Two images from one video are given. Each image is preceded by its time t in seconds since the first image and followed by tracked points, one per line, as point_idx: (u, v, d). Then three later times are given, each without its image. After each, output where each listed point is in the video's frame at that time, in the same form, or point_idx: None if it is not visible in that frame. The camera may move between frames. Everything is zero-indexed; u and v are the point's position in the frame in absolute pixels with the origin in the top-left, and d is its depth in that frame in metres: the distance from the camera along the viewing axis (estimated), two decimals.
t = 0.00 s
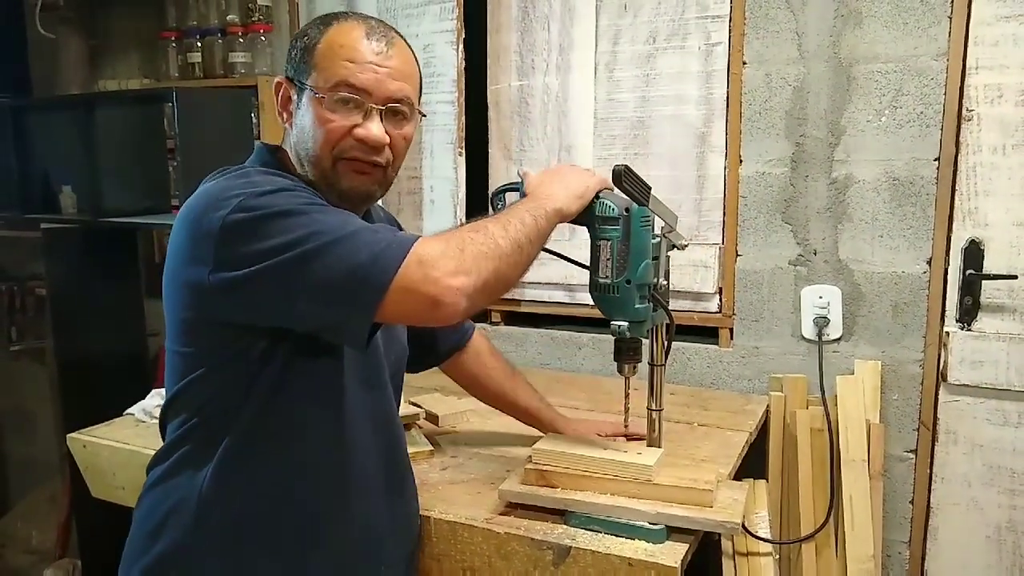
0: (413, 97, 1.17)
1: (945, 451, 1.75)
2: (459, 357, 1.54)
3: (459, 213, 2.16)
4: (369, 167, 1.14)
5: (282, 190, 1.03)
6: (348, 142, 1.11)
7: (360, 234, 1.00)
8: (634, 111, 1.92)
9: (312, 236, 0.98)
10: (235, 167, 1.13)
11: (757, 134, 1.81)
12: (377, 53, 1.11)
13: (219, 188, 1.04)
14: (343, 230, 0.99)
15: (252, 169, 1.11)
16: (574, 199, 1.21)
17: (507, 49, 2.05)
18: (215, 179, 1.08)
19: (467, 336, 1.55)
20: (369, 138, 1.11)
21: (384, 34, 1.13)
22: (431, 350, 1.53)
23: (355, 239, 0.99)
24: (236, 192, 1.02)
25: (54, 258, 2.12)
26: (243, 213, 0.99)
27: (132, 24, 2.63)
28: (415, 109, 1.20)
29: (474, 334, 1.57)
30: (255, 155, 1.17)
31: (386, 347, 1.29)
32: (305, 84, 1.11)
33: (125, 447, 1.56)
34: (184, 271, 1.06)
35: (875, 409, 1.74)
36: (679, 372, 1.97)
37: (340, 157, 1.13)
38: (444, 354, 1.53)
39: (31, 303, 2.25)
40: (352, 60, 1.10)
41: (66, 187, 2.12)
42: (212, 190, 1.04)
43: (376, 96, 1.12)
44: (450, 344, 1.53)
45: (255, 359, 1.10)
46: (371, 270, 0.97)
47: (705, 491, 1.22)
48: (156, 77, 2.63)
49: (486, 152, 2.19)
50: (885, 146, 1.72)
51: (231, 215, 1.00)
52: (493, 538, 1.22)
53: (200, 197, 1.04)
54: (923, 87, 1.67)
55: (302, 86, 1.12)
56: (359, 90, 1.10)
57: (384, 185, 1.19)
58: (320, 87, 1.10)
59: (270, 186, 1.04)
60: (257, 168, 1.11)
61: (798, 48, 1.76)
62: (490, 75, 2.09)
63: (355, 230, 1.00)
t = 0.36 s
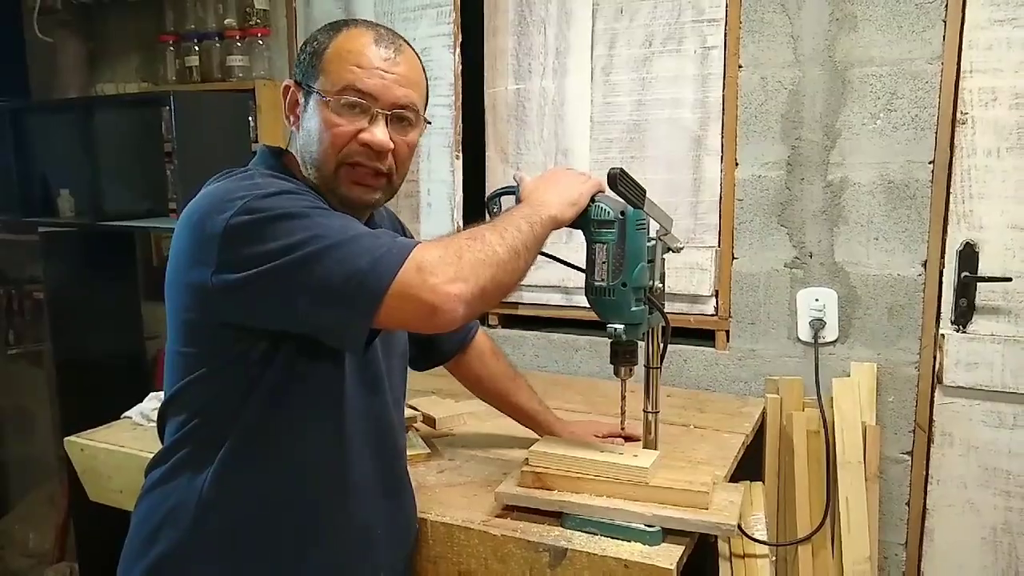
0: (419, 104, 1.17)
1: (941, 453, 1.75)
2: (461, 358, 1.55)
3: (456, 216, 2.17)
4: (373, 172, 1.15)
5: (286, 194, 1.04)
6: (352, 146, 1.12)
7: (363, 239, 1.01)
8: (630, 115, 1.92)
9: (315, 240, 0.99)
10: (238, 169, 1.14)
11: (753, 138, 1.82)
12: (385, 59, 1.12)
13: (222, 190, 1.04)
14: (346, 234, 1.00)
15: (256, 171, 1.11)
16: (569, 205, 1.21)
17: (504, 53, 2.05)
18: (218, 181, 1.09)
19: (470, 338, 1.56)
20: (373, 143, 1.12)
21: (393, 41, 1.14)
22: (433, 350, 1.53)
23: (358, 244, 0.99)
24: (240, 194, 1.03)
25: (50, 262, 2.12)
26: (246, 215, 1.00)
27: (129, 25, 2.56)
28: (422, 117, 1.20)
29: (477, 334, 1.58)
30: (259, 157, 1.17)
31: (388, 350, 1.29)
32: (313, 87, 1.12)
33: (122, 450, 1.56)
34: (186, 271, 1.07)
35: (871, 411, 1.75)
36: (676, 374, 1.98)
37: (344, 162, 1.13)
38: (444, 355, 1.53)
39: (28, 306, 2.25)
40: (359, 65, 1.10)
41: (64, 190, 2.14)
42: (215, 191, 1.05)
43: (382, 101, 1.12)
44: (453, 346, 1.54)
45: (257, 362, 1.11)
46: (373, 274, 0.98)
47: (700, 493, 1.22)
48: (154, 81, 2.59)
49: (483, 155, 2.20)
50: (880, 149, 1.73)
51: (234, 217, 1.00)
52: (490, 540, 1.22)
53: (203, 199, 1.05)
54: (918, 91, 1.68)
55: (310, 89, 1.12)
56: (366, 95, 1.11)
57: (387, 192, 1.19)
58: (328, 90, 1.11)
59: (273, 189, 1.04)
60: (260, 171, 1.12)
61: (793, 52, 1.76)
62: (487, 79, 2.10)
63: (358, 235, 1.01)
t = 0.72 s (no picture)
0: (410, 101, 1.17)
1: (937, 451, 1.76)
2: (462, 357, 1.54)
3: (452, 215, 2.17)
4: (362, 169, 1.14)
5: (269, 197, 1.04)
6: (342, 142, 1.11)
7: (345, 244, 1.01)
8: (627, 114, 1.93)
9: (295, 244, 0.99)
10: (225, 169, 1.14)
11: (749, 137, 1.82)
12: (376, 56, 1.12)
13: (205, 191, 1.05)
14: (328, 239, 1.00)
15: (241, 172, 1.12)
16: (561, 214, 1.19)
17: (500, 53, 2.05)
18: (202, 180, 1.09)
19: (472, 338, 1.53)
20: (362, 139, 1.11)
21: (384, 38, 1.14)
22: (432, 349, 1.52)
23: (340, 249, 1.00)
24: (222, 196, 1.03)
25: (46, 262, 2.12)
26: (226, 218, 1.00)
27: (126, 24, 2.57)
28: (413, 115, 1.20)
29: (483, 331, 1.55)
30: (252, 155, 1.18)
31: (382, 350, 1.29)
32: (303, 84, 1.12)
33: (119, 450, 1.56)
34: (171, 272, 1.07)
35: (868, 409, 1.75)
36: (673, 373, 1.98)
37: (333, 159, 1.13)
38: (445, 354, 1.52)
39: (25, 306, 2.25)
40: (349, 61, 1.10)
41: (60, 190, 2.13)
42: (199, 192, 1.05)
43: (372, 97, 1.12)
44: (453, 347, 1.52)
45: (246, 360, 1.11)
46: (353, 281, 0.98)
47: (697, 492, 1.22)
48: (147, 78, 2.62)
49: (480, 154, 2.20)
50: (876, 148, 1.73)
51: (215, 220, 1.01)
52: (487, 539, 1.22)
53: (187, 199, 1.06)
54: (914, 90, 1.68)
55: (301, 86, 1.13)
56: (356, 91, 1.11)
57: (379, 188, 1.18)
58: (317, 86, 1.11)
59: (255, 191, 1.05)
60: (246, 171, 1.12)
61: (789, 51, 1.77)
62: (483, 78, 2.10)
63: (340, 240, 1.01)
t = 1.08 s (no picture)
0: (396, 106, 1.18)
1: (935, 451, 1.77)
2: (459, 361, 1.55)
3: (452, 219, 2.18)
4: (349, 174, 1.15)
5: (248, 210, 1.05)
6: (329, 148, 1.13)
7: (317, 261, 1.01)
8: (624, 118, 1.94)
9: (267, 259, 0.99)
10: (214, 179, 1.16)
11: (746, 140, 1.84)
12: (360, 61, 1.13)
13: (188, 202, 1.06)
14: (300, 255, 1.00)
15: (227, 183, 1.13)
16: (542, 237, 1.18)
17: (499, 57, 2.06)
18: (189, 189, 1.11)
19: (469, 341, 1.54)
20: (348, 144, 1.13)
21: (370, 44, 1.15)
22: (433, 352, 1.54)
23: (311, 266, 1.00)
24: (203, 207, 1.05)
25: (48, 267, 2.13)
26: (203, 229, 1.02)
27: (126, 31, 2.60)
28: (399, 119, 1.21)
29: (481, 335, 1.56)
30: (243, 164, 1.20)
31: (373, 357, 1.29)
32: (290, 92, 1.14)
33: (121, 454, 1.57)
34: (155, 279, 1.09)
35: (865, 410, 1.76)
36: (672, 375, 1.99)
37: (321, 164, 1.14)
38: (446, 357, 1.54)
39: (28, 310, 2.27)
40: (334, 67, 1.12)
41: (63, 196, 2.12)
42: (182, 202, 1.07)
43: (357, 102, 1.13)
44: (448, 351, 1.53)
45: (231, 366, 1.12)
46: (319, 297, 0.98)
47: (695, 493, 1.23)
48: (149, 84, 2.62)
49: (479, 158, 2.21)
50: (872, 150, 1.74)
51: (192, 232, 1.02)
52: (487, 541, 1.23)
53: (171, 208, 1.08)
54: (909, 93, 1.70)
55: (288, 94, 1.14)
56: (341, 97, 1.12)
57: (365, 194, 1.18)
58: (303, 93, 1.12)
59: (234, 203, 1.06)
60: (232, 183, 1.13)
61: (786, 54, 1.78)
62: (482, 83, 2.11)
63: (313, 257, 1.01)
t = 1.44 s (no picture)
0: (390, 105, 1.17)
1: (936, 450, 1.76)
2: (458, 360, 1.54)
3: (451, 218, 2.17)
4: (344, 174, 1.14)
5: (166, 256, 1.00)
6: (325, 148, 1.12)
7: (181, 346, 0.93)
8: (623, 116, 1.93)
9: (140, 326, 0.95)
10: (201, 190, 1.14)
11: (746, 138, 1.83)
12: (354, 61, 1.12)
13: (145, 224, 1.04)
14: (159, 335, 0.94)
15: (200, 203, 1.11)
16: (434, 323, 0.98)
17: (497, 55, 2.05)
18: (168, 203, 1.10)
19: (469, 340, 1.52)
20: (344, 144, 1.12)
21: (362, 43, 1.15)
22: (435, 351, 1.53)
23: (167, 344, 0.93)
24: (152, 231, 1.02)
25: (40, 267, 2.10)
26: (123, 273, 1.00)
27: (123, 30, 2.59)
28: (393, 119, 1.20)
29: (482, 335, 1.54)
30: (234, 174, 1.18)
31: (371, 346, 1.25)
32: (283, 92, 1.13)
33: (119, 455, 1.56)
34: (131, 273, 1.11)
35: (866, 409, 1.75)
36: (672, 374, 1.98)
37: (316, 165, 1.13)
38: (447, 356, 1.52)
39: (25, 311, 2.26)
40: (329, 67, 1.11)
41: (59, 196, 2.12)
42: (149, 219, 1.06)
43: (352, 102, 1.12)
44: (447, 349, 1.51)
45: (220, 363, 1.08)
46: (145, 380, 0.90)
47: (695, 493, 1.22)
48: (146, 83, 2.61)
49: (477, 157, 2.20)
50: (873, 148, 1.73)
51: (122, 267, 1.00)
52: (486, 541, 1.23)
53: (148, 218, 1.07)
54: (910, 90, 1.69)
55: (281, 94, 1.13)
56: (335, 96, 1.11)
57: (359, 195, 1.17)
58: (297, 93, 1.12)
59: (170, 246, 1.01)
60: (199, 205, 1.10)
61: (786, 52, 1.77)
62: (480, 81, 2.10)
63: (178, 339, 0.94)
